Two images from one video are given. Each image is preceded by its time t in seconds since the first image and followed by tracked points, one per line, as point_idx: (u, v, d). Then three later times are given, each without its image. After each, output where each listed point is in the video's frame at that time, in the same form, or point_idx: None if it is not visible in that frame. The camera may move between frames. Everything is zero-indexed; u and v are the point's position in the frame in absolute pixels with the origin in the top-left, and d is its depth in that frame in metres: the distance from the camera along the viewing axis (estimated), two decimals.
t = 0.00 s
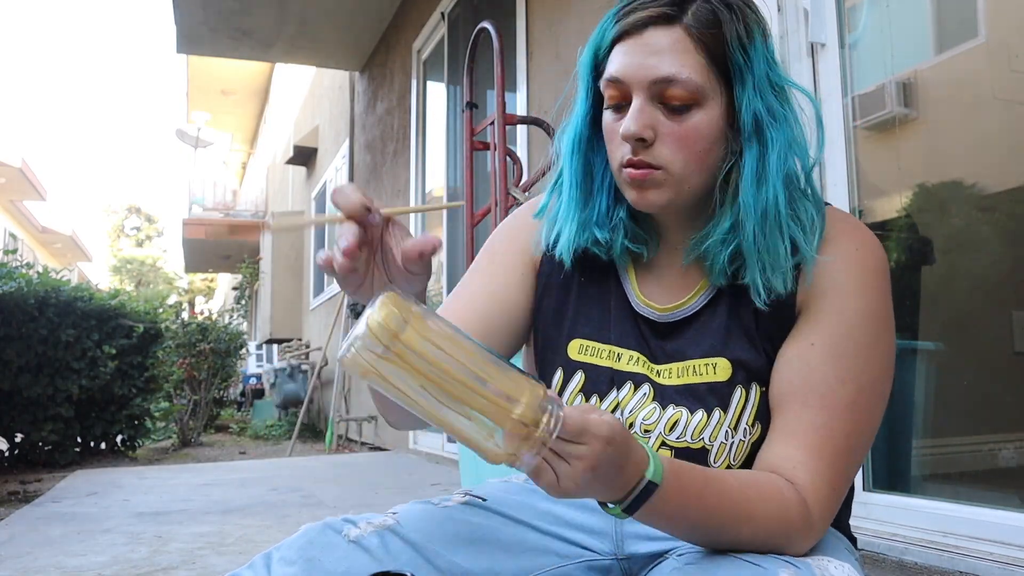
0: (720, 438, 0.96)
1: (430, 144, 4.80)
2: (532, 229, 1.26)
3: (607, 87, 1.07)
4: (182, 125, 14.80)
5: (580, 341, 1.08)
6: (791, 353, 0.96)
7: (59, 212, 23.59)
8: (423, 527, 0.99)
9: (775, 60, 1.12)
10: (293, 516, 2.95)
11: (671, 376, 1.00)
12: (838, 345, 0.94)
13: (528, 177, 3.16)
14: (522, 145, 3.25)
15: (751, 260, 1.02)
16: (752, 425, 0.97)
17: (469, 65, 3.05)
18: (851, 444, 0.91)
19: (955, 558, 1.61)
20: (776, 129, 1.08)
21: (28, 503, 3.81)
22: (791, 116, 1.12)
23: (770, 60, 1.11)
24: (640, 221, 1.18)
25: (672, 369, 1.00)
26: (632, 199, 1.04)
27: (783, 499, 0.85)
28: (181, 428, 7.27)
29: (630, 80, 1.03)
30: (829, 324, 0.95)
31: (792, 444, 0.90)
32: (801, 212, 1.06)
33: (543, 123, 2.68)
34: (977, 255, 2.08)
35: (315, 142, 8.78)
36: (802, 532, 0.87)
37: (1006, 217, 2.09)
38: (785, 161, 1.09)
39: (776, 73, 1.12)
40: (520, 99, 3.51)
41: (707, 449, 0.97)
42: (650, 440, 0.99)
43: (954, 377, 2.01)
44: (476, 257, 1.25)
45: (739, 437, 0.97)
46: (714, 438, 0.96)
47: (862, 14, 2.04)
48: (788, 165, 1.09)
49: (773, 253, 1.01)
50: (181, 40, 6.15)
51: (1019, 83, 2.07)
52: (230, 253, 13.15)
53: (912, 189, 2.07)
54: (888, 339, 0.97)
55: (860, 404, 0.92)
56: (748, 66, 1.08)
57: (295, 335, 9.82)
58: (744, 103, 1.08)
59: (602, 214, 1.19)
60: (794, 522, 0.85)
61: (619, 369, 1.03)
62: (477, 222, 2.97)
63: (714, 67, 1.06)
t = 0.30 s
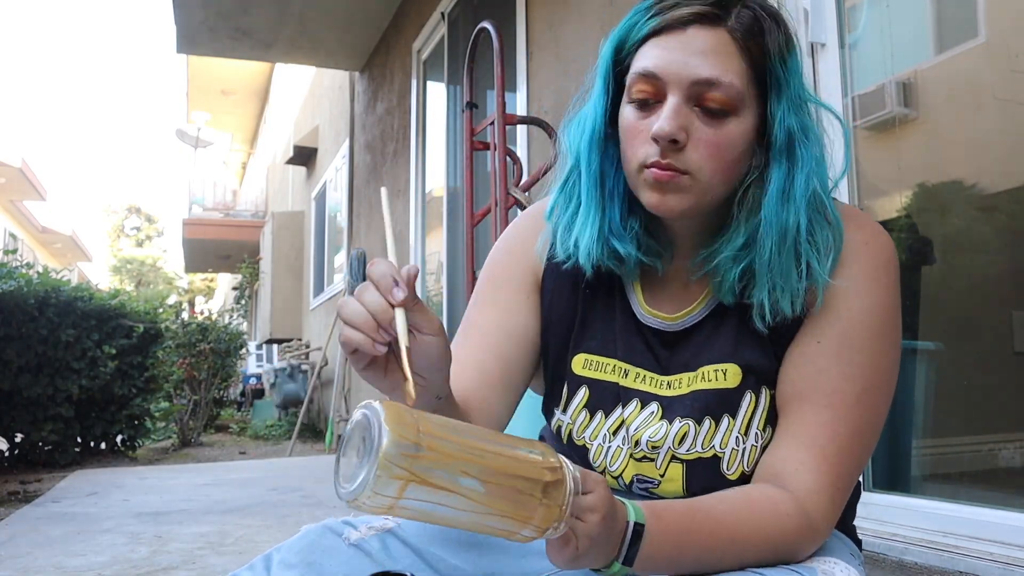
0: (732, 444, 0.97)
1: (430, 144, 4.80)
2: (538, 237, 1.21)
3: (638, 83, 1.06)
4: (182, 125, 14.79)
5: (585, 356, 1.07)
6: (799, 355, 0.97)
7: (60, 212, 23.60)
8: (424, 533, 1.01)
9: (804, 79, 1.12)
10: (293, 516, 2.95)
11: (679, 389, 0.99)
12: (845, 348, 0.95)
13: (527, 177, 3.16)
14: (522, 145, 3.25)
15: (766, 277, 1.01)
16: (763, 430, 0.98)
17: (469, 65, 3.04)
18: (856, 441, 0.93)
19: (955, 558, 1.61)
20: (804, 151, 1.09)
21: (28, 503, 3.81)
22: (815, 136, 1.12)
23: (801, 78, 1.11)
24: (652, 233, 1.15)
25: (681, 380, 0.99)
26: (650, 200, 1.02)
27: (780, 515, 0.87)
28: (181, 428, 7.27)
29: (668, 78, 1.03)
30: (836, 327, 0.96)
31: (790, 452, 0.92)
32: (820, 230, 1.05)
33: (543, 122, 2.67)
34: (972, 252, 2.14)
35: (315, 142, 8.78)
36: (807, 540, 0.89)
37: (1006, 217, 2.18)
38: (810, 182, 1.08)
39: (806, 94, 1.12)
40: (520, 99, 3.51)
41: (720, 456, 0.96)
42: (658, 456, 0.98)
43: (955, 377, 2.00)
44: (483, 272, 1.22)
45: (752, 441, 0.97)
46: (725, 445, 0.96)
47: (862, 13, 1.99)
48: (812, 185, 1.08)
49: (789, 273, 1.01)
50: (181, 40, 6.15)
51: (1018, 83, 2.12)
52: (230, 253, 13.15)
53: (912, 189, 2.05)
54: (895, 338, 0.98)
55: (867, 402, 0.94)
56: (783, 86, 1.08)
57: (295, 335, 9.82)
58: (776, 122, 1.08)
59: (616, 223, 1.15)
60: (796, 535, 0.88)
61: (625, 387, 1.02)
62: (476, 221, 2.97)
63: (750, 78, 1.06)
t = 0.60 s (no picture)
0: (730, 446, 0.97)
1: (430, 144, 4.80)
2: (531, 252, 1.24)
3: (604, 84, 1.07)
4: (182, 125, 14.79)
5: (580, 362, 1.09)
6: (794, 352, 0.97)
7: (59, 212, 23.60)
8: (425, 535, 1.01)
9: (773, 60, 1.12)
10: (293, 516, 2.95)
11: (674, 391, 1.00)
12: (841, 344, 0.94)
13: (527, 176, 3.16)
14: (522, 145, 3.25)
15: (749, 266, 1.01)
16: (761, 430, 0.98)
17: (469, 65, 3.04)
18: (856, 439, 0.93)
19: (955, 558, 1.61)
20: (774, 128, 1.07)
21: (28, 503, 3.81)
22: (789, 119, 1.11)
23: (767, 59, 1.10)
24: (643, 237, 1.16)
25: (677, 382, 1.00)
26: (636, 204, 1.04)
27: (780, 516, 0.87)
28: (181, 428, 7.27)
29: (631, 75, 1.04)
30: (832, 322, 0.96)
31: (790, 451, 0.92)
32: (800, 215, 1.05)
33: (543, 123, 2.67)
34: (970, 253, 2.12)
35: (315, 142, 8.78)
36: (807, 539, 0.89)
37: (1006, 218, 2.14)
38: (783, 163, 1.07)
39: (773, 73, 1.11)
40: (520, 99, 3.51)
41: (718, 458, 0.97)
42: (657, 459, 0.98)
43: (954, 377, 2.01)
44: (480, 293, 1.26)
45: (750, 443, 0.97)
46: (723, 447, 0.96)
47: (862, 13, 2.02)
48: (786, 166, 1.07)
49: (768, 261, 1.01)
50: (181, 40, 6.14)
51: (1018, 83, 2.10)
52: (230, 253, 13.15)
53: (912, 189, 2.06)
54: (893, 332, 0.97)
55: (865, 401, 0.93)
56: (745, 66, 1.08)
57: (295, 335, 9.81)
58: (739, 102, 1.07)
59: (604, 231, 1.16)
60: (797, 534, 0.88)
61: (621, 392, 1.03)
62: (477, 221, 2.97)
63: (713, 63, 1.05)
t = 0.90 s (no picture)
0: (729, 455, 0.97)
1: (430, 144, 4.80)
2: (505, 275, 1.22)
3: (560, 113, 1.06)
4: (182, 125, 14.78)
5: (571, 380, 1.07)
6: (790, 356, 0.96)
7: (59, 212, 23.59)
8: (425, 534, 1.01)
9: (732, 59, 1.09)
10: (293, 516, 2.94)
11: (669, 404, 0.99)
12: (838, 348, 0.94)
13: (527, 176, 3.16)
14: (522, 144, 3.25)
15: (720, 283, 1.00)
16: (759, 436, 0.98)
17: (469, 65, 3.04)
18: (856, 441, 0.94)
19: (955, 558, 1.61)
20: (739, 131, 1.04)
21: (28, 503, 3.81)
22: (756, 118, 1.09)
23: (726, 61, 1.08)
24: (621, 249, 1.15)
25: (671, 395, 0.99)
26: (605, 227, 1.04)
27: (794, 527, 0.88)
28: (182, 428, 7.27)
29: (583, 101, 1.02)
30: (827, 325, 0.95)
31: (794, 459, 0.93)
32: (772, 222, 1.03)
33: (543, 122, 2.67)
34: (970, 253, 2.10)
35: (315, 142, 8.78)
36: (817, 547, 0.90)
37: (1007, 218, 2.13)
38: (751, 168, 1.04)
39: (732, 74, 1.08)
40: (520, 98, 3.51)
41: (718, 468, 0.97)
42: (657, 474, 0.98)
43: (954, 376, 2.00)
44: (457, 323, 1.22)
45: (749, 449, 0.98)
46: (723, 457, 0.97)
47: (862, 13, 2.03)
48: (753, 170, 1.04)
49: (744, 273, 1.00)
50: (181, 40, 6.15)
51: (1018, 84, 2.09)
52: (230, 253, 13.15)
53: (912, 189, 2.06)
54: (885, 331, 0.97)
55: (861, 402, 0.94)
56: (701, 71, 1.05)
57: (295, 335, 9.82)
58: (699, 111, 1.04)
59: (581, 248, 1.15)
60: (809, 542, 0.89)
61: (617, 411, 1.02)
62: (477, 221, 2.97)
63: (665, 76, 1.03)
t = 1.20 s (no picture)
0: (728, 450, 0.96)
1: (430, 144, 4.80)
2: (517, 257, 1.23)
3: (589, 91, 1.06)
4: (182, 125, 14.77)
5: (574, 371, 1.08)
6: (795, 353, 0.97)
7: (59, 212, 23.59)
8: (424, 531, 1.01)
9: (760, 62, 1.11)
10: (293, 516, 2.94)
11: (672, 397, 0.99)
12: (844, 341, 0.95)
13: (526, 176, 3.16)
14: (522, 144, 3.25)
15: (737, 273, 1.01)
16: (760, 432, 0.98)
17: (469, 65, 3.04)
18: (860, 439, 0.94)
19: (955, 558, 1.61)
20: (765, 134, 1.08)
21: (28, 503, 3.81)
22: (778, 121, 1.11)
23: (756, 63, 1.10)
24: (631, 242, 1.16)
25: (674, 388, 0.99)
26: (620, 211, 1.03)
27: (789, 525, 0.88)
28: (181, 428, 7.27)
29: (615, 82, 1.03)
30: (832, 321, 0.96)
31: (793, 455, 0.92)
32: (788, 220, 1.04)
33: (543, 122, 2.67)
34: (969, 253, 2.10)
35: (315, 142, 8.77)
36: (812, 546, 0.90)
37: (1008, 219, 2.11)
38: (774, 168, 1.07)
39: (761, 75, 1.11)
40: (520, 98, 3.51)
41: (716, 463, 0.96)
42: (656, 466, 0.98)
43: (955, 376, 2.00)
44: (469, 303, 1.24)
45: (749, 445, 0.97)
46: (722, 451, 0.96)
47: (862, 13, 2.03)
48: (777, 171, 1.07)
49: (762, 267, 1.01)
50: (181, 40, 6.15)
51: (1018, 84, 2.09)
52: (230, 253, 13.15)
53: (912, 189, 2.06)
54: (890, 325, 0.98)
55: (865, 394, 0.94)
56: (734, 69, 1.08)
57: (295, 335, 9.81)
58: (730, 107, 1.07)
59: (592, 237, 1.16)
60: (804, 543, 0.89)
61: (619, 400, 1.02)
62: (477, 221, 2.97)
63: (699, 67, 1.05)
